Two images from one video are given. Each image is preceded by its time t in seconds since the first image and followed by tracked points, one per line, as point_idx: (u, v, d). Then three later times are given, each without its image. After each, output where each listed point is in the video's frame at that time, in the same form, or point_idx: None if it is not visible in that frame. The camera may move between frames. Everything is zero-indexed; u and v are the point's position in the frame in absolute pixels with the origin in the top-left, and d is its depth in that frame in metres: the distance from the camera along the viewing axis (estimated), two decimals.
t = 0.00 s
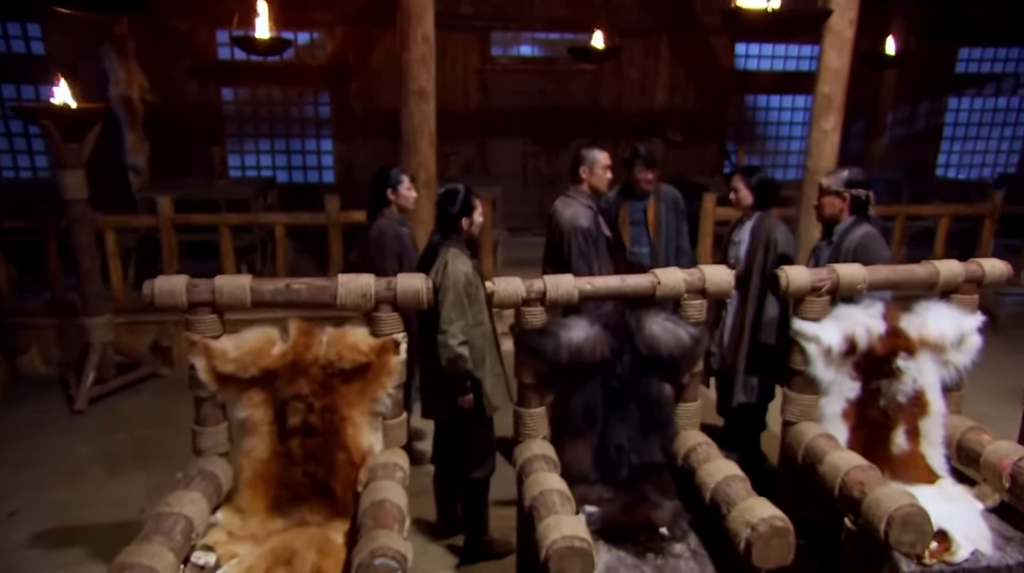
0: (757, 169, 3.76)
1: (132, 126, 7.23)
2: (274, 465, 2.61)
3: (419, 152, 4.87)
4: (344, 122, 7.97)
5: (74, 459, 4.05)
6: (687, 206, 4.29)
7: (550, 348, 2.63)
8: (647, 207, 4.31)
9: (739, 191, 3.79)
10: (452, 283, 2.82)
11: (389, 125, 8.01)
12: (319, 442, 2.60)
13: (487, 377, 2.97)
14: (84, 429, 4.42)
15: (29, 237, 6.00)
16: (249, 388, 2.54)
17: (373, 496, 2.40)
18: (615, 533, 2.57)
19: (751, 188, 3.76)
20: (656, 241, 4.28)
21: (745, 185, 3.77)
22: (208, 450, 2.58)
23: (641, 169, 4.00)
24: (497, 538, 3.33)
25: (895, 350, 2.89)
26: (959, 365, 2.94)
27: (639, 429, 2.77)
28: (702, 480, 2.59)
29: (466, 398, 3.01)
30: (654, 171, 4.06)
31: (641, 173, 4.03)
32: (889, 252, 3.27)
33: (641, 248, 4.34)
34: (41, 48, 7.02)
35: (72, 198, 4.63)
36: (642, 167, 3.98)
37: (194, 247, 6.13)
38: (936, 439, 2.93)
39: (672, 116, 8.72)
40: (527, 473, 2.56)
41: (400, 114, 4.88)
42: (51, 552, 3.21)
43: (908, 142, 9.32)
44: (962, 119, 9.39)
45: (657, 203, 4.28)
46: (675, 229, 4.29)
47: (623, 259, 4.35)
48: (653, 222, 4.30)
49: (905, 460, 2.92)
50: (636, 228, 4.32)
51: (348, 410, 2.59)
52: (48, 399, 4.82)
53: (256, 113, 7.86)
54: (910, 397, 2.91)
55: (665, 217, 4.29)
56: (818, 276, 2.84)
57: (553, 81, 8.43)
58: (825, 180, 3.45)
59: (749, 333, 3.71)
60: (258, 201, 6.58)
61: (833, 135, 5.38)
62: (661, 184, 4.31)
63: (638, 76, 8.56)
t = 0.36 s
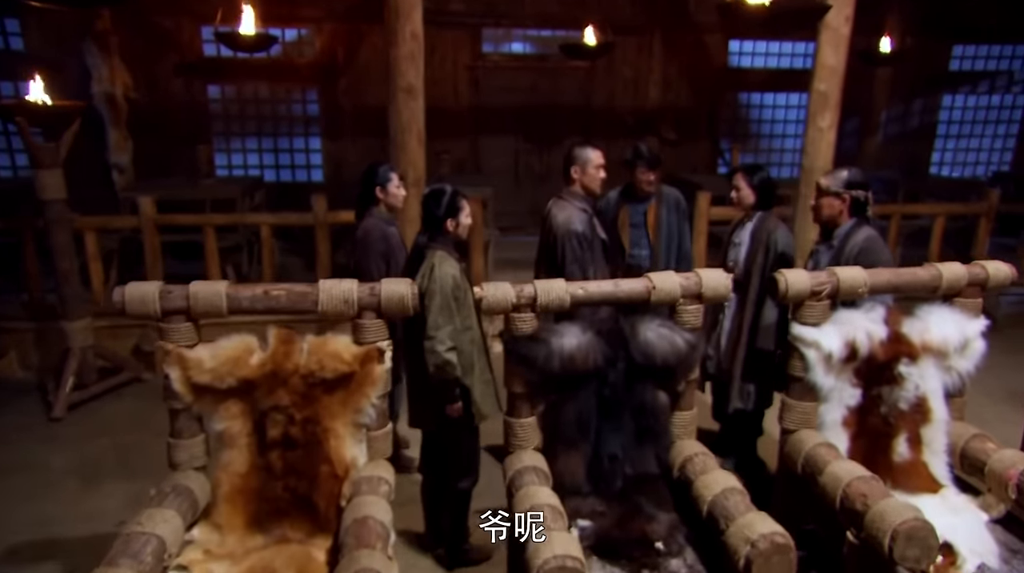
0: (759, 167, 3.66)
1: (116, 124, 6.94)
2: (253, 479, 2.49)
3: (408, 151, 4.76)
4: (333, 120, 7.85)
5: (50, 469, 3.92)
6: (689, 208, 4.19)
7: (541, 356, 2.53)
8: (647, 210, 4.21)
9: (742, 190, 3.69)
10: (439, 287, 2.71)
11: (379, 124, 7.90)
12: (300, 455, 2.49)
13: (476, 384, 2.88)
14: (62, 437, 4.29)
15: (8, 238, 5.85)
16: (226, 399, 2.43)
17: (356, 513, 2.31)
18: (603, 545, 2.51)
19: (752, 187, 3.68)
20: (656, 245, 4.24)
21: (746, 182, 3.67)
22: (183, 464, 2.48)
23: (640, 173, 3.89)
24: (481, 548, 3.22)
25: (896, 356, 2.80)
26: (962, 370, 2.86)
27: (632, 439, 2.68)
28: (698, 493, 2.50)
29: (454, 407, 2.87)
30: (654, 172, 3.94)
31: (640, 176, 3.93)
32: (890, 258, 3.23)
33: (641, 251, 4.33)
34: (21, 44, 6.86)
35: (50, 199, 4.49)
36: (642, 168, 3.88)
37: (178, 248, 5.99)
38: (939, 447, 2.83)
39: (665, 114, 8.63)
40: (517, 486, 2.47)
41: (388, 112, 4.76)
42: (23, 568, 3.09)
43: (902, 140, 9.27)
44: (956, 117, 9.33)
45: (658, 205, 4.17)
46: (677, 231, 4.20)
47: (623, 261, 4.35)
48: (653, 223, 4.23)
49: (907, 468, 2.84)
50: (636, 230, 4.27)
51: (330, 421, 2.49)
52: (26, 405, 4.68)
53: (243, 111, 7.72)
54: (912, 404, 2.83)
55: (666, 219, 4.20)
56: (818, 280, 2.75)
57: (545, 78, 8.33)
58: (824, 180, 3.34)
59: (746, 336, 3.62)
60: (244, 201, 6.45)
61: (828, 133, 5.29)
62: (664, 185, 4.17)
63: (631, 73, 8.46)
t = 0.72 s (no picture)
0: (766, 168, 3.58)
1: (104, 123, 6.80)
2: (234, 495, 2.38)
3: (399, 150, 4.65)
4: (326, 119, 7.73)
5: (31, 480, 3.80)
6: (696, 213, 4.04)
7: (535, 366, 2.42)
8: (653, 212, 4.12)
9: (747, 190, 3.60)
10: (431, 293, 2.62)
11: (371, 123, 7.80)
12: (283, 470, 2.38)
13: (471, 393, 2.79)
14: (44, 445, 4.17)
15: None
16: (206, 412, 2.32)
17: (340, 532, 2.20)
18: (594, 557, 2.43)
19: (758, 188, 3.59)
20: (660, 249, 4.12)
21: (751, 183, 3.59)
22: (161, 479, 2.36)
23: (643, 173, 3.91)
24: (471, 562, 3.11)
25: (904, 363, 2.70)
26: (971, 379, 2.76)
27: (630, 451, 2.56)
28: (699, 508, 2.41)
29: (447, 418, 2.78)
30: (664, 169, 3.94)
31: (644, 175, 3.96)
32: (897, 258, 3.13)
33: (644, 254, 4.28)
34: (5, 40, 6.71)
35: (31, 199, 4.36)
36: (646, 167, 3.89)
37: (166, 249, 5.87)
38: (947, 458, 2.75)
39: (662, 112, 8.53)
40: (510, 501, 2.37)
41: (379, 111, 4.65)
42: None
43: (901, 139, 9.18)
44: (955, 115, 9.25)
45: (665, 207, 4.06)
46: (681, 235, 4.07)
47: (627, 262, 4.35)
48: (658, 226, 4.10)
49: (914, 480, 2.74)
50: (641, 232, 4.23)
51: (315, 434, 2.38)
52: (8, 412, 4.56)
53: (234, 109, 7.59)
54: (919, 413, 2.73)
55: (673, 221, 4.06)
56: (823, 285, 2.65)
57: (541, 76, 8.23)
58: (829, 178, 3.26)
59: (747, 342, 3.53)
60: (235, 201, 6.32)
61: (829, 132, 5.19)
62: (673, 187, 4.07)
63: (628, 71, 8.36)
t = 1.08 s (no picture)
0: (767, 167, 3.47)
1: (89, 120, 6.66)
2: (211, 511, 2.27)
3: (389, 148, 4.53)
4: (316, 115, 7.62)
5: (8, 489, 3.68)
6: (699, 211, 3.95)
7: (526, 375, 2.32)
8: (654, 211, 4.02)
9: (748, 190, 3.48)
10: (422, 299, 2.55)
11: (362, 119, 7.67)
12: (263, 484, 2.27)
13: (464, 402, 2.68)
14: (23, 452, 4.05)
15: None
16: (180, 424, 2.21)
17: (322, 551, 2.10)
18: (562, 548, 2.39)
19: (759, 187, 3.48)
20: (662, 247, 3.99)
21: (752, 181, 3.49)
22: (134, 495, 2.24)
23: (644, 169, 3.85)
24: None
25: (909, 370, 2.61)
26: (978, 385, 2.67)
27: (626, 462, 2.46)
28: (697, 523, 2.33)
29: (439, 428, 2.67)
30: (668, 165, 3.87)
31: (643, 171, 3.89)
32: (903, 256, 3.02)
33: (644, 254, 4.08)
34: None
35: (9, 199, 4.23)
36: (646, 164, 3.84)
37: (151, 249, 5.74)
38: (953, 467, 2.66)
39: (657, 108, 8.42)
40: (500, 517, 2.29)
41: (369, 107, 4.53)
42: None
43: (898, 135, 9.10)
44: (952, 111, 9.16)
45: (667, 206, 3.98)
46: (683, 234, 3.98)
47: (626, 264, 4.16)
48: (660, 225, 3.99)
49: (920, 490, 2.65)
50: (640, 231, 4.06)
51: (296, 447, 2.27)
52: None
53: (222, 105, 7.45)
54: (924, 421, 2.64)
55: (675, 221, 3.97)
56: (826, 289, 2.55)
57: (535, 71, 8.11)
58: (831, 176, 3.15)
59: (747, 349, 3.48)
60: (222, 200, 6.20)
61: (828, 129, 5.09)
62: (675, 186, 4.01)
63: (622, 67, 8.25)
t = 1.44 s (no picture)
0: (757, 164, 3.40)
1: (70, 116, 6.54)
2: (183, 528, 2.15)
3: (376, 144, 4.41)
4: (305, 111, 7.49)
5: None
6: (695, 209, 3.89)
7: (515, 384, 2.22)
8: (650, 208, 3.93)
9: (737, 186, 3.43)
10: (410, 303, 2.45)
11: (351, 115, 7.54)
12: (238, 500, 2.15)
13: (455, 410, 2.58)
14: None
15: None
16: (150, 437, 2.09)
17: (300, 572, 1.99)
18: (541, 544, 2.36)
19: (749, 185, 3.41)
20: (658, 245, 3.90)
21: (742, 180, 3.41)
22: (101, 512, 2.12)
23: (640, 164, 3.76)
24: None
25: (913, 376, 2.52)
26: (984, 391, 2.58)
27: (618, 474, 2.36)
28: (695, 538, 2.27)
29: (428, 437, 2.56)
30: (663, 161, 3.77)
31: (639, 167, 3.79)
32: (903, 257, 2.92)
33: (640, 253, 3.96)
34: None
35: None
36: (641, 160, 3.74)
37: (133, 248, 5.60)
38: (958, 475, 2.57)
39: (651, 104, 8.32)
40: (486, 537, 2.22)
41: (355, 102, 4.41)
42: None
43: (893, 131, 9.02)
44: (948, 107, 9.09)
45: (663, 203, 3.90)
46: (680, 233, 3.89)
47: (621, 263, 4.02)
48: (656, 223, 3.90)
49: (924, 500, 2.56)
50: (636, 229, 3.95)
51: (273, 460, 2.16)
52: None
53: (208, 100, 7.30)
54: (928, 429, 2.54)
55: (671, 218, 3.89)
56: (827, 292, 2.45)
57: (527, 66, 8.00)
58: (826, 175, 3.06)
59: (743, 353, 3.38)
60: (206, 198, 6.06)
61: (825, 125, 5.00)
62: (669, 183, 3.93)
63: (616, 62, 8.14)
